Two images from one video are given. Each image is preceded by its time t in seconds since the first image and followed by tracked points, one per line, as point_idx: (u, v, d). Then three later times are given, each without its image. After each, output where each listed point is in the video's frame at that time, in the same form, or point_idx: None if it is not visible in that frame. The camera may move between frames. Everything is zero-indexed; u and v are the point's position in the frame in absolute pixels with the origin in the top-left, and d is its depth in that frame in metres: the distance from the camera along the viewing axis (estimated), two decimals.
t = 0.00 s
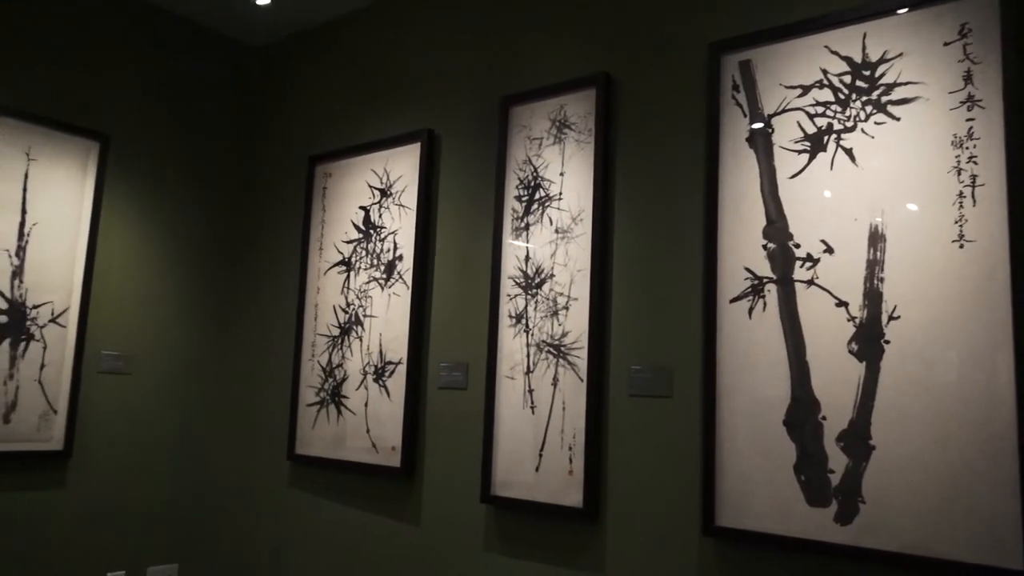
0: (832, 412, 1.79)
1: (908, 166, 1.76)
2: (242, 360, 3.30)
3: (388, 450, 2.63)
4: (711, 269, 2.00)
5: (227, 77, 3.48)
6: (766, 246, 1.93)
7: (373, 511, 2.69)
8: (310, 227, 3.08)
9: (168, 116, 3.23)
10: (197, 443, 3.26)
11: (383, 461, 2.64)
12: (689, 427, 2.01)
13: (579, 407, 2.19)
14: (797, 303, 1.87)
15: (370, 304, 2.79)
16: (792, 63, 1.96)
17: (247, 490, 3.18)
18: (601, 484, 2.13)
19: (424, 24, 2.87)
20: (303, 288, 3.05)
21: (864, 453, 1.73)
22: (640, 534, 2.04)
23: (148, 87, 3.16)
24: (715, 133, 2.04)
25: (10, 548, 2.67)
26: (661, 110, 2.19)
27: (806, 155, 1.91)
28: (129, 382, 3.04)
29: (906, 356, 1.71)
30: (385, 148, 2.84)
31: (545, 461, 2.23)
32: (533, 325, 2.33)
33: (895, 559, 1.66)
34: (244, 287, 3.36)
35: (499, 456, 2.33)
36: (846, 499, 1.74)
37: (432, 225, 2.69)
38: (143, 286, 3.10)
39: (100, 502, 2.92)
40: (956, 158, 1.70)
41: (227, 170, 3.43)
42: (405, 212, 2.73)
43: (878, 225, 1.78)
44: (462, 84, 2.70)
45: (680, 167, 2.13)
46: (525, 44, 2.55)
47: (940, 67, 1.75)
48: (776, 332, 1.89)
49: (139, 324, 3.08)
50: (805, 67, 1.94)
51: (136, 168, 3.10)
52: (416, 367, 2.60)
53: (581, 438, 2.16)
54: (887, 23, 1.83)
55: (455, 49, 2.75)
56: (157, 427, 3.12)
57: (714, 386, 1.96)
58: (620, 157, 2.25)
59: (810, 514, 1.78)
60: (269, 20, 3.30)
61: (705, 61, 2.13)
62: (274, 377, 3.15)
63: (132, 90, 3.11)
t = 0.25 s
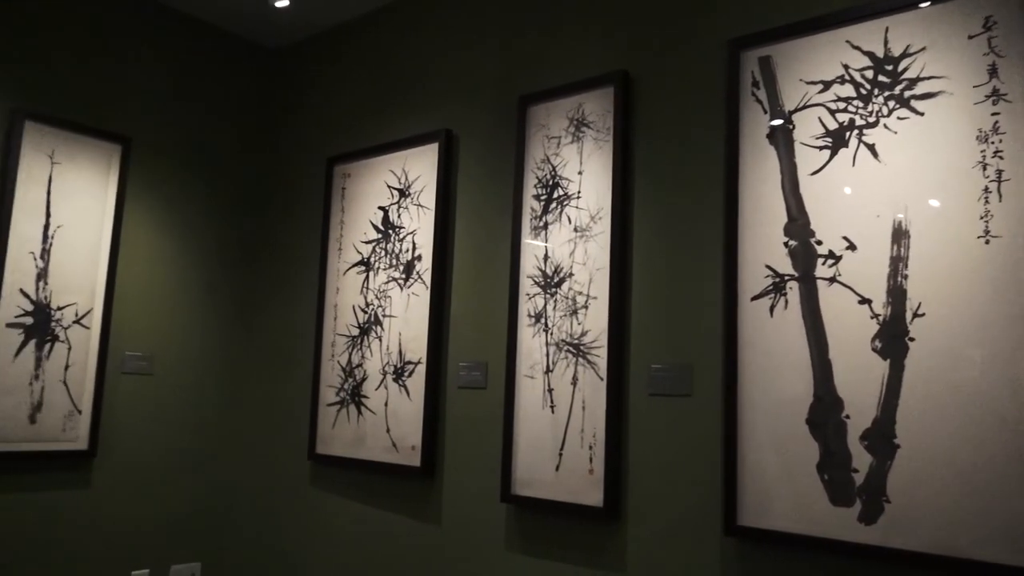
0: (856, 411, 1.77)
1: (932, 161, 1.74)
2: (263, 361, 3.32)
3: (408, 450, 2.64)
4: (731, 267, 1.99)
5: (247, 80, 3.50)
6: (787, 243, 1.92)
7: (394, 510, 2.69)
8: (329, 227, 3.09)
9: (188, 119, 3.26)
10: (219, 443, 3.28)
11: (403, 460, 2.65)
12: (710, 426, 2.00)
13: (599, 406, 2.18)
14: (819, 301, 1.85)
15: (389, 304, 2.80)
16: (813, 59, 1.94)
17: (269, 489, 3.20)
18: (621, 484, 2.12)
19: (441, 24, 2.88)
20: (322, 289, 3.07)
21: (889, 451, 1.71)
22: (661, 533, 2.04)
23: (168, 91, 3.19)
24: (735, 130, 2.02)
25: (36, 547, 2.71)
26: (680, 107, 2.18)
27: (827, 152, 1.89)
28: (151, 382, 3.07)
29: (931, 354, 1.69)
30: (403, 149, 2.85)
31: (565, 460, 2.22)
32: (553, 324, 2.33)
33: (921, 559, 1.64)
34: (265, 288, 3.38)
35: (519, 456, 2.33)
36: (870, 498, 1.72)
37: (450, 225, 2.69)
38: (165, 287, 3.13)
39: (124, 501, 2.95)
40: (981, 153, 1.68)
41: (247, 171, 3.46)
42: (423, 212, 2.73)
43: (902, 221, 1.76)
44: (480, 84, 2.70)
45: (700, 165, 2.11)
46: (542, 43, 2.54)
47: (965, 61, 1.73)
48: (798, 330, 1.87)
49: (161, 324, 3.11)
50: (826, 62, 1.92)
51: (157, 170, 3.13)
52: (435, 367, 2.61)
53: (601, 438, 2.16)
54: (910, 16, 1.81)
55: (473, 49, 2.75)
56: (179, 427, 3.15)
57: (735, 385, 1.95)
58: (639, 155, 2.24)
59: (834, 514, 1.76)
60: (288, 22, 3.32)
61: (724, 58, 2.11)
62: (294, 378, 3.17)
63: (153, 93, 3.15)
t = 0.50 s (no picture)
0: (880, 410, 1.75)
1: (958, 156, 1.72)
2: (284, 360, 3.34)
3: (428, 449, 2.64)
4: (753, 265, 1.97)
5: (267, 82, 3.53)
6: (810, 240, 1.90)
7: (415, 509, 2.70)
8: (349, 228, 3.11)
9: (209, 122, 3.28)
10: (242, 443, 3.31)
11: (423, 460, 2.65)
12: (732, 425, 1.98)
13: (619, 405, 2.17)
14: (843, 298, 1.83)
15: (409, 304, 2.80)
16: (835, 54, 1.92)
17: (290, 489, 3.22)
18: (642, 483, 2.11)
19: (459, 24, 2.88)
20: (343, 289, 3.08)
21: (915, 451, 1.69)
22: (683, 533, 2.03)
23: (188, 93, 3.22)
24: (756, 127, 2.01)
25: (62, 546, 2.74)
26: (700, 104, 2.17)
27: (850, 148, 1.87)
28: (174, 383, 3.10)
29: (958, 352, 1.67)
30: (422, 149, 2.86)
31: (586, 459, 2.22)
32: (572, 324, 2.32)
33: (948, 560, 1.61)
34: (286, 288, 3.40)
35: (539, 455, 2.33)
36: (895, 498, 1.70)
37: (469, 224, 2.69)
38: (187, 288, 3.16)
39: (149, 499, 2.99)
40: (1008, 147, 1.65)
41: (267, 172, 3.48)
42: (442, 212, 2.74)
43: (927, 217, 1.74)
44: (498, 83, 2.70)
45: (721, 162, 2.10)
46: (561, 41, 2.54)
47: (990, 55, 1.70)
48: (820, 328, 1.86)
49: (184, 325, 3.14)
50: (848, 57, 1.90)
51: (179, 172, 3.16)
52: (455, 366, 2.61)
53: (622, 437, 2.15)
54: (934, 10, 1.79)
55: (491, 48, 2.75)
56: (202, 427, 3.17)
57: (757, 384, 1.93)
58: (658, 153, 2.23)
59: (858, 513, 1.75)
60: (307, 24, 3.33)
61: (745, 54, 2.10)
62: (315, 378, 3.19)
63: (175, 96, 3.18)
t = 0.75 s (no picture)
0: (906, 408, 1.73)
1: (984, 151, 1.69)
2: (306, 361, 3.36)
3: (449, 449, 2.65)
4: (775, 263, 1.96)
5: (287, 84, 3.55)
6: (833, 237, 1.88)
7: (436, 508, 2.71)
8: (369, 228, 3.12)
9: (230, 124, 3.31)
10: (264, 442, 3.33)
11: (444, 459, 2.66)
12: (755, 424, 1.97)
13: (641, 404, 2.17)
14: (867, 296, 1.81)
15: (429, 304, 2.81)
16: (858, 49, 1.90)
17: (313, 488, 3.24)
18: (664, 483, 2.11)
19: (477, 24, 2.88)
20: (363, 289, 3.09)
21: (942, 450, 1.67)
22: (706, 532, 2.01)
23: (209, 96, 3.25)
24: (777, 123, 1.99)
25: (88, 543, 2.78)
26: (720, 101, 2.15)
27: (874, 143, 1.85)
28: (198, 383, 3.13)
29: (985, 349, 1.64)
30: (441, 149, 2.86)
31: (607, 458, 2.21)
32: (593, 323, 2.32)
33: (976, 561, 1.59)
34: (307, 288, 3.42)
35: (560, 454, 2.33)
36: (922, 498, 1.68)
37: (488, 224, 2.70)
38: (209, 290, 3.19)
39: (173, 498, 3.02)
40: None
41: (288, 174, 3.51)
42: (462, 212, 2.74)
43: (953, 213, 1.72)
44: (517, 83, 2.70)
45: (742, 159, 2.09)
46: (579, 39, 2.53)
47: (1017, 47, 1.67)
48: (844, 326, 1.84)
49: (207, 326, 3.17)
50: (872, 52, 1.88)
51: (201, 174, 3.19)
52: (475, 366, 2.62)
53: (644, 436, 2.14)
54: (959, 3, 1.76)
55: (510, 47, 2.75)
56: (225, 426, 3.20)
57: (780, 383, 1.92)
58: (678, 151, 2.22)
59: (884, 513, 1.73)
60: (326, 26, 3.35)
61: (766, 50, 2.08)
62: (336, 378, 3.21)
63: (197, 99, 3.21)
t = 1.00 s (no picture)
0: (933, 407, 1.71)
1: (1012, 145, 1.67)
2: (327, 360, 3.38)
3: (470, 448, 2.65)
4: (798, 261, 1.94)
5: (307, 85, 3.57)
6: (857, 234, 1.86)
7: (458, 508, 2.71)
8: (389, 228, 3.13)
9: (251, 126, 3.34)
10: (287, 442, 3.36)
11: (465, 458, 2.66)
12: (778, 422, 1.95)
13: (662, 403, 2.16)
14: (892, 293, 1.80)
15: (450, 303, 2.82)
16: (881, 44, 1.88)
17: (335, 487, 3.26)
18: (687, 482, 2.10)
19: (496, 23, 2.88)
20: (384, 289, 3.11)
21: (969, 448, 1.65)
22: (730, 532, 2.00)
23: (231, 98, 3.27)
24: (799, 120, 1.98)
25: (114, 540, 2.81)
26: (741, 98, 2.14)
27: (898, 139, 1.83)
28: (221, 383, 3.16)
29: (1014, 347, 1.62)
30: (460, 149, 2.87)
31: (629, 457, 2.21)
32: (614, 321, 2.31)
33: (1006, 561, 1.57)
34: (328, 289, 3.44)
35: (582, 453, 2.32)
36: (950, 497, 1.66)
37: (508, 223, 2.70)
38: (232, 290, 3.22)
39: (197, 498, 3.05)
40: None
41: (309, 176, 3.53)
42: (481, 211, 2.75)
43: (980, 209, 1.69)
44: (536, 82, 2.70)
45: (765, 156, 2.07)
46: (598, 38, 2.53)
47: None
48: (869, 324, 1.82)
49: (230, 326, 3.20)
50: (895, 46, 1.86)
51: (223, 176, 3.22)
52: (496, 365, 2.62)
53: (666, 435, 2.13)
54: None
55: (529, 47, 2.75)
56: (248, 426, 3.23)
57: (803, 381, 1.90)
58: (699, 149, 2.21)
59: (911, 513, 1.71)
60: (345, 27, 3.37)
61: (787, 46, 2.06)
62: (358, 377, 3.22)
63: (218, 101, 3.24)
